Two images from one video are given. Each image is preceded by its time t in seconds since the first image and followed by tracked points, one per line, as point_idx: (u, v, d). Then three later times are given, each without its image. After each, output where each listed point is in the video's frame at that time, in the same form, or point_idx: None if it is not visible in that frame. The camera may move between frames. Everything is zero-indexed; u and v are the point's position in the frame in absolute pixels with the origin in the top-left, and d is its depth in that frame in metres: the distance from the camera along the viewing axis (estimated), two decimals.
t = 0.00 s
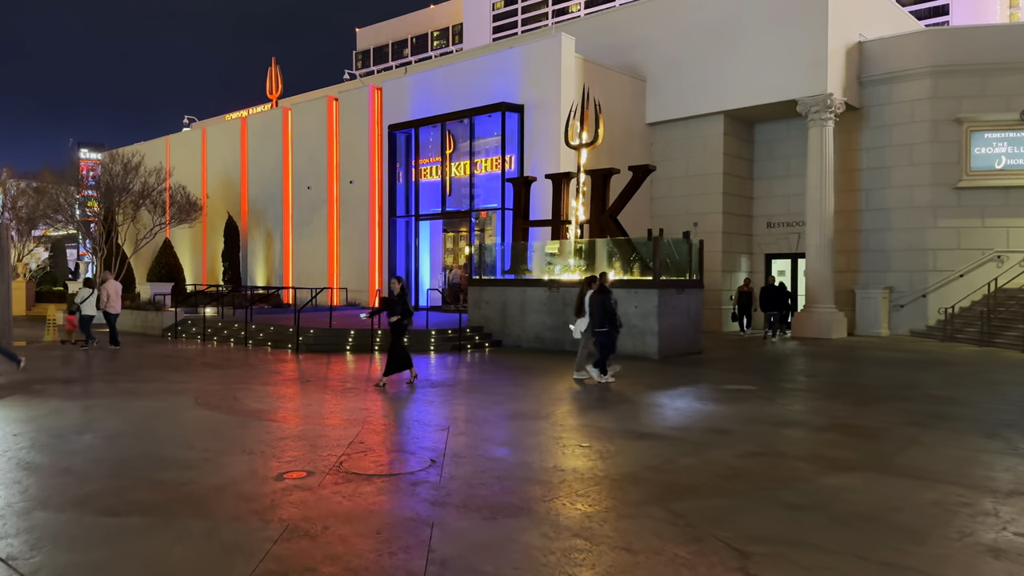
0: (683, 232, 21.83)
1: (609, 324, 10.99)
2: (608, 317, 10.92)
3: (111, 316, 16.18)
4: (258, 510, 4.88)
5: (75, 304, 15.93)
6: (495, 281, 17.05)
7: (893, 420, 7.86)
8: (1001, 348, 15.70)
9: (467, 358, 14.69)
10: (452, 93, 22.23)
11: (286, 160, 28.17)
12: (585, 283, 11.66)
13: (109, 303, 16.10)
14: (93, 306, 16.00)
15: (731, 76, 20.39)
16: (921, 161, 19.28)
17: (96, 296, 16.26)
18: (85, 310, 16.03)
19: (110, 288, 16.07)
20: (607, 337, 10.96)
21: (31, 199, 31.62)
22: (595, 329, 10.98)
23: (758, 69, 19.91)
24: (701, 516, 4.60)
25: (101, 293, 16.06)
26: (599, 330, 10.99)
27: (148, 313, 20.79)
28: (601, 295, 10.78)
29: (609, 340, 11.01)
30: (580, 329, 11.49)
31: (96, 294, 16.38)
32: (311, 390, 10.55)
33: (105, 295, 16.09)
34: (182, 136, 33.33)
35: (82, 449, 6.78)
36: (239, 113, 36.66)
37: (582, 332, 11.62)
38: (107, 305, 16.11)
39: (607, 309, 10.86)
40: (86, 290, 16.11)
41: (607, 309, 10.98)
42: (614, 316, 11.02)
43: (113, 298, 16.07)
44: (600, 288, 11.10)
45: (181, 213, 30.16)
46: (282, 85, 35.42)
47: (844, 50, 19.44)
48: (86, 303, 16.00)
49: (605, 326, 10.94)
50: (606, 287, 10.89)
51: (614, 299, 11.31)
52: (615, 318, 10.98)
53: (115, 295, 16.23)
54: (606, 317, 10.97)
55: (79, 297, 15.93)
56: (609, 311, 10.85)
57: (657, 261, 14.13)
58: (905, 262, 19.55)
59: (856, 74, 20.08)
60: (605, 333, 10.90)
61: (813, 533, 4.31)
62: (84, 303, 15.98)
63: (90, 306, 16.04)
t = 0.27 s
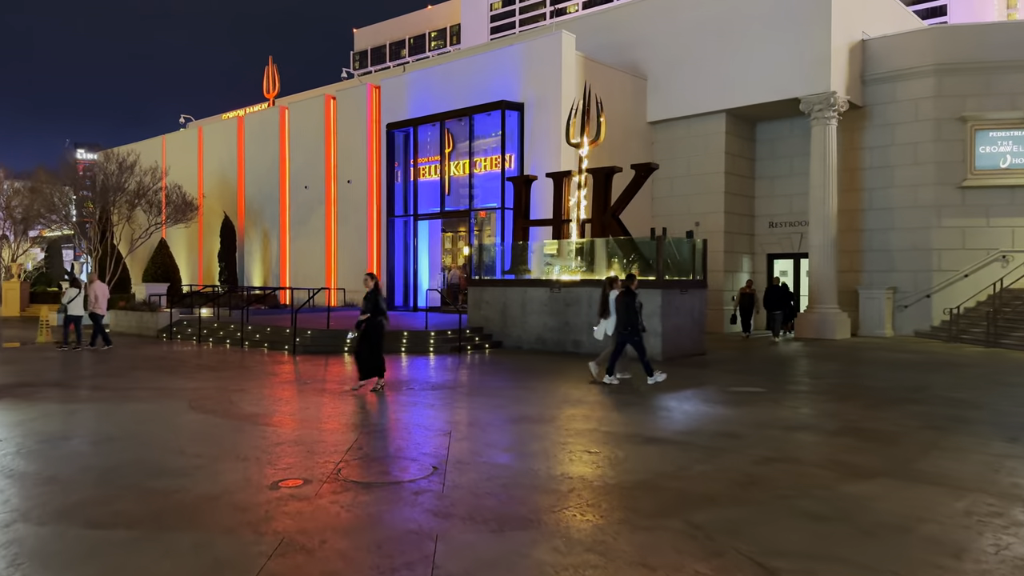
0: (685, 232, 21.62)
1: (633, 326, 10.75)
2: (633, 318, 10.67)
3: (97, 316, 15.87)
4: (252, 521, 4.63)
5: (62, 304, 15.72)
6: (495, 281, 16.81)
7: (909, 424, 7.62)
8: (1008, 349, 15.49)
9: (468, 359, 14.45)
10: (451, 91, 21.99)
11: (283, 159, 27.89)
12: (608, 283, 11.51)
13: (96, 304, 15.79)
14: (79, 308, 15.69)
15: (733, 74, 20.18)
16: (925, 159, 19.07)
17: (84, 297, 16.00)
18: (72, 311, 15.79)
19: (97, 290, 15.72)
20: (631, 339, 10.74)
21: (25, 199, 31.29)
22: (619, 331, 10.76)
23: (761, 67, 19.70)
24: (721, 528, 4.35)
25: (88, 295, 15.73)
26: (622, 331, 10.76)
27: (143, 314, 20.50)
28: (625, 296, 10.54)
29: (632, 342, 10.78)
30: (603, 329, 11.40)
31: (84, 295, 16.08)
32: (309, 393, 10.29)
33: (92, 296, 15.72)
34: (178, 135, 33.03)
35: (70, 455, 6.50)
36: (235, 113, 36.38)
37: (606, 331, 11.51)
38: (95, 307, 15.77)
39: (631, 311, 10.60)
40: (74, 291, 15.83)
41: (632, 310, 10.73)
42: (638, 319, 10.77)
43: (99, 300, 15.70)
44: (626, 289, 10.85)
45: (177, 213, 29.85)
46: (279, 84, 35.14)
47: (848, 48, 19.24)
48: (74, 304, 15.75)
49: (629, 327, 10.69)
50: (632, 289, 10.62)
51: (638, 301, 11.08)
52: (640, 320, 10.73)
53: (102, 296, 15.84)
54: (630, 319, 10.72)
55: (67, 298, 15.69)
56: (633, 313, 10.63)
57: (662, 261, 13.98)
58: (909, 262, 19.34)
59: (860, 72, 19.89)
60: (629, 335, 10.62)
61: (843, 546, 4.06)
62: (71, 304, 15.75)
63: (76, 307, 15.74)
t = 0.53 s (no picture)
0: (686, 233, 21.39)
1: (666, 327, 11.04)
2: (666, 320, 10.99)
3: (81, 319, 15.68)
4: (247, 541, 4.37)
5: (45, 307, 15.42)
6: (494, 283, 16.56)
7: (926, 432, 7.38)
8: (1014, 351, 15.30)
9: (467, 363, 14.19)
10: (449, 91, 21.74)
11: (280, 160, 27.60)
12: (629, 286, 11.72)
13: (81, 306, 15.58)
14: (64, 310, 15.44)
15: (735, 74, 19.97)
16: (928, 160, 18.88)
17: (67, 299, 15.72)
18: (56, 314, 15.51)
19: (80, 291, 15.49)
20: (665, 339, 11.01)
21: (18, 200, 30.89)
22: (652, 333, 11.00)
23: (763, 67, 19.49)
24: (743, 547, 4.12)
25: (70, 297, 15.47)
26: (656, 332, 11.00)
27: (137, 317, 20.19)
28: (660, 298, 10.86)
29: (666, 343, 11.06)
30: (626, 332, 11.44)
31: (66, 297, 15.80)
32: (306, 399, 10.03)
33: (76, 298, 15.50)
34: (174, 135, 32.72)
35: (56, 467, 6.23)
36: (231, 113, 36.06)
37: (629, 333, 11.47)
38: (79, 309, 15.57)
39: (663, 312, 10.94)
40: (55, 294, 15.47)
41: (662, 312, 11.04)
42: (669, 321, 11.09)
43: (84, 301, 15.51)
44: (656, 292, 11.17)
45: (171, 214, 29.52)
46: (275, 84, 34.84)
47: (850, 47, 19.04)
48: (58, 307, 15.44)
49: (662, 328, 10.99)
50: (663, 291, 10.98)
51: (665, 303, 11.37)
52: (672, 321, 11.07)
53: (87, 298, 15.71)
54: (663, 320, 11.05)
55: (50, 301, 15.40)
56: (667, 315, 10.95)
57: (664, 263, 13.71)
58: (913, 264, 19.15)
59: (862, 72, 19.70)
60: (662, 336, 10.91)
61: (873, 567, 3.83)
62: (55, 306, 15.46)
63: (60, 310, 15.50)
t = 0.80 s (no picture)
0: (688, 232, 21.19)
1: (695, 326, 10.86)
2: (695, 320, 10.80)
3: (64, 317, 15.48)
4: (248, 552, 4.15)
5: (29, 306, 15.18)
6: (496, 283, 16.33)
7: (945, 435, 7.18)
8: (1022, 352, 15.14)
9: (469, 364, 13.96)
10: (449, 88, 21.52)
11: (277, 159, 27.35)
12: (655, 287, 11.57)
13: (66, 305, 15.32)
14: (48, 309, 15.20)
15: (738, 72, 19.78)
16: (933, 159, 18.70)
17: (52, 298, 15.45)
18: (40, 313, 15.25)
19: (66, 291, 15.23)
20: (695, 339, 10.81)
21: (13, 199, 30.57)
22: (681, 333, 10.79)
23: (767, 64, 19.31)
24: (773, 559, 3.91)
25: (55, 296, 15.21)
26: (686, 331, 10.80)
27: (133, 317, 19.93)
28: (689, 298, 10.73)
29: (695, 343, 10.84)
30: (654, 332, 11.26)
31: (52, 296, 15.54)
32: (306, 401, 9.79)
33: (61, 298, 15.24)
34: (170, 134, 32.44)
35: (48, 473, 5.98)
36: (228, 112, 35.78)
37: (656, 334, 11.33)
38: (62, 308, 15.32)
39: (694, 313, 10.76)
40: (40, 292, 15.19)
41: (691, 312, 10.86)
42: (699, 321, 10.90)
43: (69, 300, 15.26)
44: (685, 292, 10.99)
45: (168, 213, 29.24)
46: (272, 83, 34.58)
47: (855, 45, 18.86)
48: (43, 305, 15.16)
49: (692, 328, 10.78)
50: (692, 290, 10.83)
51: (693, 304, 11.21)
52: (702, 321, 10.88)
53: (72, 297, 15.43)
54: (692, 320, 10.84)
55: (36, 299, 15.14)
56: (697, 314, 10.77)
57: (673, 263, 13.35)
58: (918, 264, 18.98)
59: (866, 70, 19.53)
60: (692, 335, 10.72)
61: None
62: (40, 305, 15.21)
63: (45, 309, 15.25)
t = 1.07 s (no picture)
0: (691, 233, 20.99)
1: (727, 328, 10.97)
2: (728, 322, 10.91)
3: (50, 320, 15.20)
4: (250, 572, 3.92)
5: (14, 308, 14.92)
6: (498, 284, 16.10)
7: (966, 442, 6.98)
8: None
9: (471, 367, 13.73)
10: (449, 88, 21.29)
11: (275, 159, 27.09)
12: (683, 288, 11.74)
13: (48, 308, 14.99)
14: (32, 312, 14.91)
15: (741, 71, 19.59)
16: (938, 159, 18.54)
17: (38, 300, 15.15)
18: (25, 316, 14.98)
19: (49, 293, 14.88)
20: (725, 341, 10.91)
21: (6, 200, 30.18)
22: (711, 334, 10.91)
23: (770, 64, 19.12)
24: None
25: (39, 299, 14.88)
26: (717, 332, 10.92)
27: (129, 319, 19.65)
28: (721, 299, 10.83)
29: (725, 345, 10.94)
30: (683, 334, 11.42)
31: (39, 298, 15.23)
32: (305, 407, 9.55)
33: (44, 300, 14.90)
34: (167, 134, 32.13)
35: (39, 484, 5.72)
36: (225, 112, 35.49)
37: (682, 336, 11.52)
38: (46, 311, 15.00)
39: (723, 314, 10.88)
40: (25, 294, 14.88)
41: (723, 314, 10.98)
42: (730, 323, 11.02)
43: (52, 303, 14.91)
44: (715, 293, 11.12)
45: (164, 214, 28.94)
46: (269, 83, 34.31)
47: (859, 44, 18.68)
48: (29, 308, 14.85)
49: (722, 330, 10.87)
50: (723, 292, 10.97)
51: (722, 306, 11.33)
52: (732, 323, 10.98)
53: (55, 299, 15.02)
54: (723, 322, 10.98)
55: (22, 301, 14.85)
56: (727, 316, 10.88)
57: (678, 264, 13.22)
58: (922, 265, 18.81)
59: (870, 70, 19.36)
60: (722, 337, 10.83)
61: None
62: (25, 307, 14.92)
63: (29, 311, 14.96)
